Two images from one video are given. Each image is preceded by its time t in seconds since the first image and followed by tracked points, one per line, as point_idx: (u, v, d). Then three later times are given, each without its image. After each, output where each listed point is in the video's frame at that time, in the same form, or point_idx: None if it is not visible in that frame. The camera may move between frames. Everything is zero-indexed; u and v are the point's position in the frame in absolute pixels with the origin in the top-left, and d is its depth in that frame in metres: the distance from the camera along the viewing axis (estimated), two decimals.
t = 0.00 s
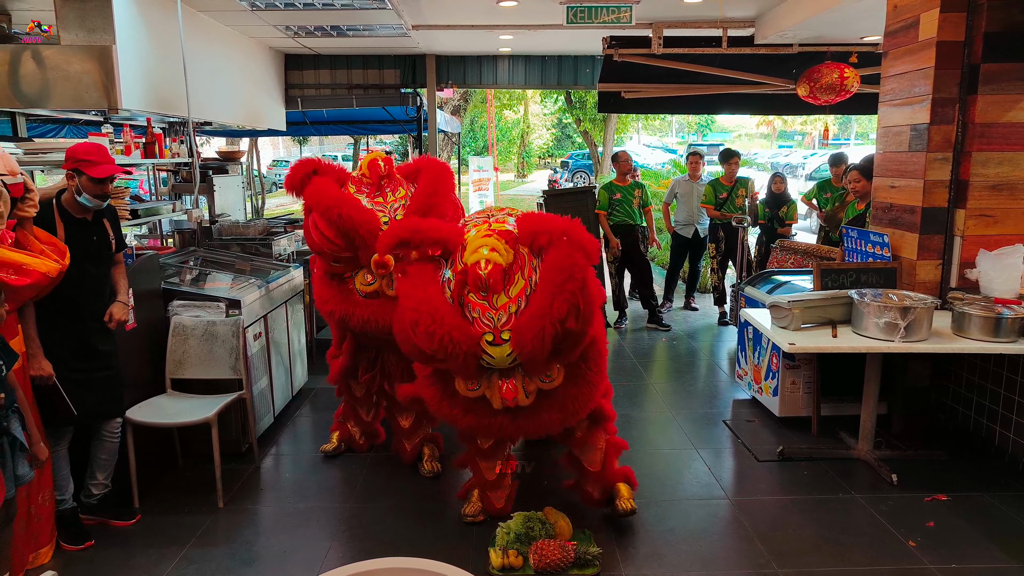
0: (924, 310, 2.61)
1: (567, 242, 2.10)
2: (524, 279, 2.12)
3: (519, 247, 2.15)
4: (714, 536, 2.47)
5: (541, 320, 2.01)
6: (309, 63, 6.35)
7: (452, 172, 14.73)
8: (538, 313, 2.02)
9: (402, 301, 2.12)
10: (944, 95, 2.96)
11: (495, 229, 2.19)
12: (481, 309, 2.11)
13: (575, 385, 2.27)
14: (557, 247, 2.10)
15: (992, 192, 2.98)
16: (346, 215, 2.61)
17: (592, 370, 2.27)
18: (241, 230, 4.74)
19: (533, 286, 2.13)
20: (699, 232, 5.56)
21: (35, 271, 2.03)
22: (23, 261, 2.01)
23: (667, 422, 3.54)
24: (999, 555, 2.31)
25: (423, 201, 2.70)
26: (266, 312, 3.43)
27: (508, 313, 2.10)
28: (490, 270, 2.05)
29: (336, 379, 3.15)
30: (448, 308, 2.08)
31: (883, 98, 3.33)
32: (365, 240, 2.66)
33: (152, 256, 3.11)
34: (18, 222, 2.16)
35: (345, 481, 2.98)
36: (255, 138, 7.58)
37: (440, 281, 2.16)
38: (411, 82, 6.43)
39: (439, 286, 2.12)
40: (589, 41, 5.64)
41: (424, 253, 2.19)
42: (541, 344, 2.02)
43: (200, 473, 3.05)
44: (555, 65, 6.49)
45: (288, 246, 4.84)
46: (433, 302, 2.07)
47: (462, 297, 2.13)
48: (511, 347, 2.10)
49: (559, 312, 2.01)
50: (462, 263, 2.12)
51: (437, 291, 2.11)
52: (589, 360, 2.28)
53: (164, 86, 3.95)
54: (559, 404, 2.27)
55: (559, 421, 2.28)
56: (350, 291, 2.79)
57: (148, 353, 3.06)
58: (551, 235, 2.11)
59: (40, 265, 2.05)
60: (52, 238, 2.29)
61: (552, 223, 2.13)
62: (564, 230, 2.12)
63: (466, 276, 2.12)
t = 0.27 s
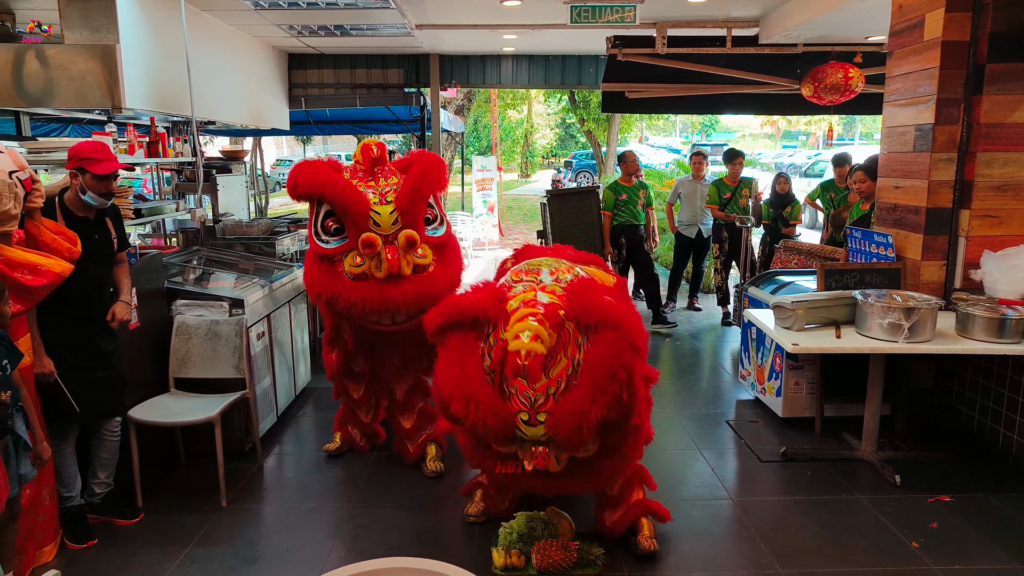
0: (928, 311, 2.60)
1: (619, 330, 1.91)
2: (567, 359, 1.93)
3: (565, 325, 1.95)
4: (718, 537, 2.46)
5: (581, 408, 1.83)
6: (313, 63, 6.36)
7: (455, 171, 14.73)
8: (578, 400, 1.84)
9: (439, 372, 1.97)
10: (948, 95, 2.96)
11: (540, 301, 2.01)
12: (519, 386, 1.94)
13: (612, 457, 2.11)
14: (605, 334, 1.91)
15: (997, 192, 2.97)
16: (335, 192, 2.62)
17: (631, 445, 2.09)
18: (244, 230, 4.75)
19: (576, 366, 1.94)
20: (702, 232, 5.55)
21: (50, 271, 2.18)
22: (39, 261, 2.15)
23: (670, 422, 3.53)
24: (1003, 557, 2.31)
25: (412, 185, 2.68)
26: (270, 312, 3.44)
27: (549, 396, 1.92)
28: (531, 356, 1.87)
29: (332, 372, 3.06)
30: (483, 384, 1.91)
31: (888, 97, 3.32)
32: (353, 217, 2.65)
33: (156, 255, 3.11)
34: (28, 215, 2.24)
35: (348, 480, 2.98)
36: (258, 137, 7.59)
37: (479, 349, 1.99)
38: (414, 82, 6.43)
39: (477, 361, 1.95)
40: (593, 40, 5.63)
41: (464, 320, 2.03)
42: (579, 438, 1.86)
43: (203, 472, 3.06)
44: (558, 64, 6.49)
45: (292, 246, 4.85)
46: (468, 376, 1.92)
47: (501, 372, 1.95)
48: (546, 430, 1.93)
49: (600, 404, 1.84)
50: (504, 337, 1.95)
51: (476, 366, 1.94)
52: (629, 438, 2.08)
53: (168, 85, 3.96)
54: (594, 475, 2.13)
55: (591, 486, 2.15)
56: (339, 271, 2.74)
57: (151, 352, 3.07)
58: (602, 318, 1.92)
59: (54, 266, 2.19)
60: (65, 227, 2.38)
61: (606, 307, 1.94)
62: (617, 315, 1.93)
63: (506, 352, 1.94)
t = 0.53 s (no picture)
0: (931, 310, 2.60)
1: (682, 360, 1.82)
2: (625, 390, 1.89)
3: (623, 356, 1.90)
4: (721, 537, 2.47)
5: (647, 447, 1.77)
6: (316, 63, 6.37)
7: (458, 171, 14.73)
8: (642, 436, 1.78)
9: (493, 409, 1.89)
10: (952, 94, 2.95)
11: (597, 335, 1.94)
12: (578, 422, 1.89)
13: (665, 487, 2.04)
14: (668, 366, 1.83)
15: (1000, 192, 2.97)
16: (334, 143, 2.65)
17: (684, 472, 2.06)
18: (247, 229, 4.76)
19: (634, 399, 1.90)
20: (704, 232, 5.57)
21: (64, 267, 2.19)
22: (52, 258, 2.17)
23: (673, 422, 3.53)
24: (1007, 557, 2.30)
25: (405, 140, 2.76)
26: (273, 311, 3.45)
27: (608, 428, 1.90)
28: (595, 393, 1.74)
29: (320, 354, 2.97)
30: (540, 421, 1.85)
31: (891, 97, 3.31)
32: (349, 168, 2.66)
33: (158, 255, 3.12)
34: (39, 215, 2.24)
35: (351, 480, 2.99)
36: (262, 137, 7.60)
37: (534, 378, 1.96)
38: (417, 81, 6.44)
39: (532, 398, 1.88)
40: (595, 40, 5.63)
41: (517, 353, 1.95)
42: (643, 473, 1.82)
43: (206, 472, 3.06)
44: (561, 64, 6.49)
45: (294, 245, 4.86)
46: (525, 415, 1.84)
47: (556, 406, 1.91)
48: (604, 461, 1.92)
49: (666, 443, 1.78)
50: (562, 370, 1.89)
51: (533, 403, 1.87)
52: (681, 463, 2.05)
53: (171, 85, 3.97)
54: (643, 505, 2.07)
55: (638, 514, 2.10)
56: (332, 227, 2.62)
57: (155, 352, 3.08)
58: (664, 349, 1.83)
59: (68, 261, 2.21)
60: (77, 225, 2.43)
61: (667, 336, 1.85)
62: (680, 344, 1.84)
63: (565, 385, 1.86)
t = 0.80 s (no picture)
0: (936, 309, 2.58)
1: (696, 393, 1.82)
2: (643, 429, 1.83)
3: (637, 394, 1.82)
4: (724, 537, 2.46)
5: (670, 486, 1.79)
6: (318, 63, 6.37)
7: (460, 171, 14.72)
8: (666, 473, 1.79)
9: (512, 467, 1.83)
10: (956, 93, 2.94)
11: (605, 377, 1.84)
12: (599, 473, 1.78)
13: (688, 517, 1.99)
14: (685, 401, 1.82)
15: (1004, 191, 2.95)
16: (337, 157, 2.62)
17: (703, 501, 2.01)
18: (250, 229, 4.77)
19: (651, 436, 1.84)
20: (707, 231, 5.57)
21: (64, 270, 2.15)
22: (52, 262, 2.13)
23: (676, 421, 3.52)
24: (1011, 557, 2.29)
25: (408, 152, 2.75)
26: (275, 310, 3.45)
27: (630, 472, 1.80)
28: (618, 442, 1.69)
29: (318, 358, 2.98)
30: (560, 475, 1.81)
31: (895, 95, 3.30)
32: (354, 183, 2.65)
33: (160, 254, 3.12)
34: (45, 223, 2.22)
35: (353, 480, 2.99)
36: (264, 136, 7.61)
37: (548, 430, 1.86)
38: (419, 81, 6.43)
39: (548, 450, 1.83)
40: (598, 39, 5.62)
41: (528, 406, 1.83)
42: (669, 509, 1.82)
43: (208, 471, 3.06)
44: (563, 64, 6.48)
45: (297, 245, 4.86)
46: (545, 473, 1.80)
47: (574, 455, 1.83)
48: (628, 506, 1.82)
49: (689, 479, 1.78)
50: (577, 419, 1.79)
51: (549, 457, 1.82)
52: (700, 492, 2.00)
53: (174, 84, 3.97)
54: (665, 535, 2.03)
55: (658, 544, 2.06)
56: (337, 242, 2.65)
57: (156, 351, 3.08)
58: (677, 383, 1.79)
59: (68, 264, 2.17)
60: (77, 235, 2.40)
61: (678, 367, 1.80)
62: (691, 371, 1.81)
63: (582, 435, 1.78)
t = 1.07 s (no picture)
0: (939, 310, 2.58)
1: (654, 468, 1.69)
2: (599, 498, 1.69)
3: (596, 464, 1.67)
4: (726, 537, 2.46)
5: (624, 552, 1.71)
6: (321, 62, 6.37)
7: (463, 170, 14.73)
8: (623, 541, 1.71)
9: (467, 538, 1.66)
10: (960, 93, 2.93)
11: (562, 451, 1.66)
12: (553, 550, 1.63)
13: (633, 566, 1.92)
14: (642, 477, 1.69)
15: (1008, 191, 2.95)
16: (342, 170, 2.62)
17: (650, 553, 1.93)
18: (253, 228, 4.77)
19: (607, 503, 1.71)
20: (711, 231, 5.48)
21: (43, 289, 2.02)
22: (32, 278, 2.01)
23: (678, 421, 3.52)
24: (1015, 559, 2.28)
25: (412, 162, 2.71)
26: (278, 310, 3.45)
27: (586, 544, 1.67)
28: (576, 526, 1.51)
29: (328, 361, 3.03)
30: (520, 555, 1.64)
31: (899, 95, 3.29)
32: (357, 196, 2.65)
33: (163, 253, 3.13)
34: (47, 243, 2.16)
35: (355, 479, 2.99)
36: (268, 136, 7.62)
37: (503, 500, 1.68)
38: (422, 80, 6.43)
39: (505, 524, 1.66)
40: (600, 39, 5.62)
41: (485, 481, 1.64)
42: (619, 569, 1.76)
43: (211, 470, 3.07)
44: (566, 63, 6.48)
45: (299, 244, 4.86)
46: (504, 552, 1.63)
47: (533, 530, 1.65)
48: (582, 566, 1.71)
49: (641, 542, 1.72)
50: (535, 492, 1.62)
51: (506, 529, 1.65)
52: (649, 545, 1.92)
53: (177, 84, 3.97)
54: None
55: None
56: (341, 253, 2.67)
57: (159, 350, 3.09)
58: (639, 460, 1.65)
59: (49, 284, 2.05)
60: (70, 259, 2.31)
61: (639, 441, 1.66)
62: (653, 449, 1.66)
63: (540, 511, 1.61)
